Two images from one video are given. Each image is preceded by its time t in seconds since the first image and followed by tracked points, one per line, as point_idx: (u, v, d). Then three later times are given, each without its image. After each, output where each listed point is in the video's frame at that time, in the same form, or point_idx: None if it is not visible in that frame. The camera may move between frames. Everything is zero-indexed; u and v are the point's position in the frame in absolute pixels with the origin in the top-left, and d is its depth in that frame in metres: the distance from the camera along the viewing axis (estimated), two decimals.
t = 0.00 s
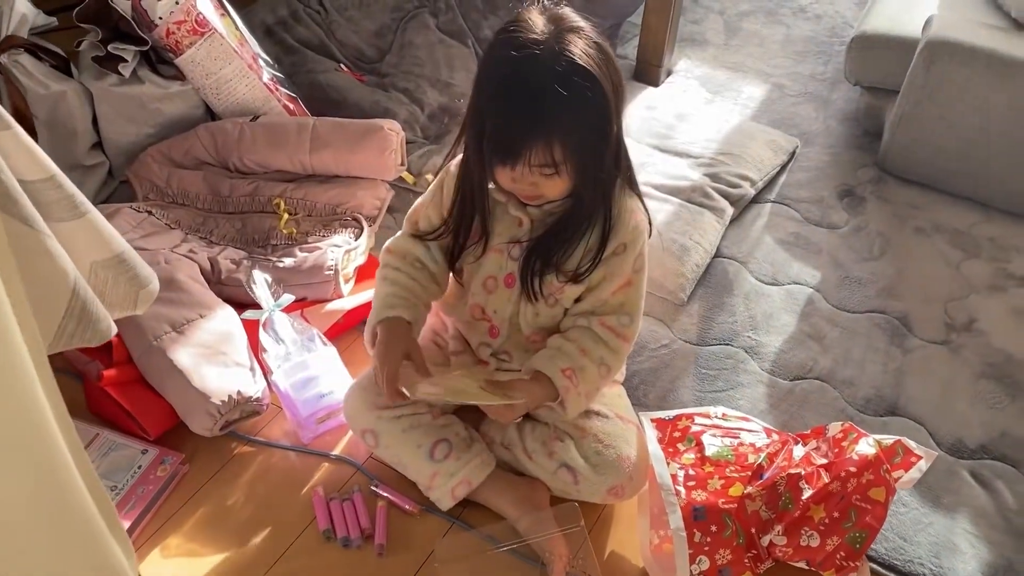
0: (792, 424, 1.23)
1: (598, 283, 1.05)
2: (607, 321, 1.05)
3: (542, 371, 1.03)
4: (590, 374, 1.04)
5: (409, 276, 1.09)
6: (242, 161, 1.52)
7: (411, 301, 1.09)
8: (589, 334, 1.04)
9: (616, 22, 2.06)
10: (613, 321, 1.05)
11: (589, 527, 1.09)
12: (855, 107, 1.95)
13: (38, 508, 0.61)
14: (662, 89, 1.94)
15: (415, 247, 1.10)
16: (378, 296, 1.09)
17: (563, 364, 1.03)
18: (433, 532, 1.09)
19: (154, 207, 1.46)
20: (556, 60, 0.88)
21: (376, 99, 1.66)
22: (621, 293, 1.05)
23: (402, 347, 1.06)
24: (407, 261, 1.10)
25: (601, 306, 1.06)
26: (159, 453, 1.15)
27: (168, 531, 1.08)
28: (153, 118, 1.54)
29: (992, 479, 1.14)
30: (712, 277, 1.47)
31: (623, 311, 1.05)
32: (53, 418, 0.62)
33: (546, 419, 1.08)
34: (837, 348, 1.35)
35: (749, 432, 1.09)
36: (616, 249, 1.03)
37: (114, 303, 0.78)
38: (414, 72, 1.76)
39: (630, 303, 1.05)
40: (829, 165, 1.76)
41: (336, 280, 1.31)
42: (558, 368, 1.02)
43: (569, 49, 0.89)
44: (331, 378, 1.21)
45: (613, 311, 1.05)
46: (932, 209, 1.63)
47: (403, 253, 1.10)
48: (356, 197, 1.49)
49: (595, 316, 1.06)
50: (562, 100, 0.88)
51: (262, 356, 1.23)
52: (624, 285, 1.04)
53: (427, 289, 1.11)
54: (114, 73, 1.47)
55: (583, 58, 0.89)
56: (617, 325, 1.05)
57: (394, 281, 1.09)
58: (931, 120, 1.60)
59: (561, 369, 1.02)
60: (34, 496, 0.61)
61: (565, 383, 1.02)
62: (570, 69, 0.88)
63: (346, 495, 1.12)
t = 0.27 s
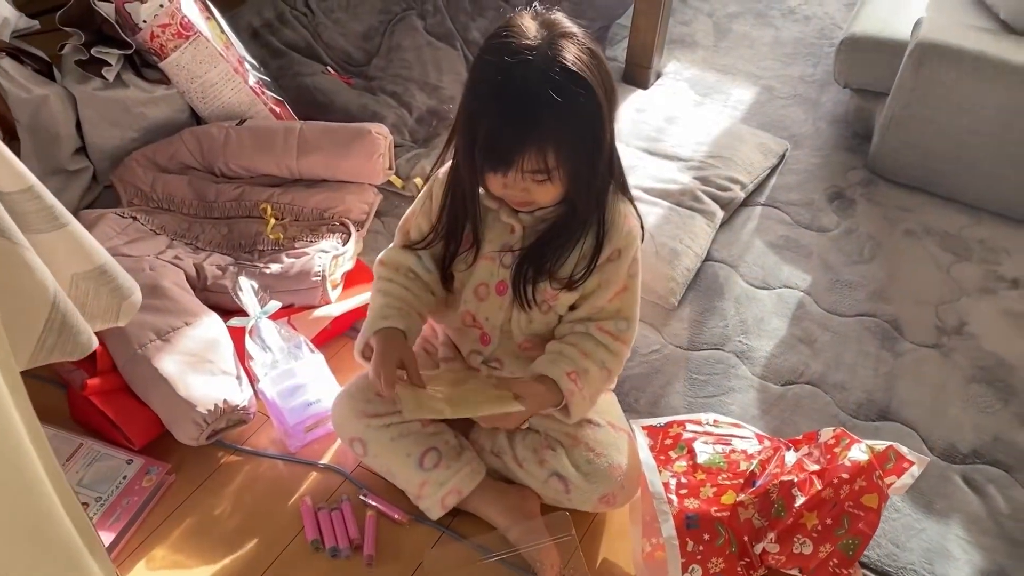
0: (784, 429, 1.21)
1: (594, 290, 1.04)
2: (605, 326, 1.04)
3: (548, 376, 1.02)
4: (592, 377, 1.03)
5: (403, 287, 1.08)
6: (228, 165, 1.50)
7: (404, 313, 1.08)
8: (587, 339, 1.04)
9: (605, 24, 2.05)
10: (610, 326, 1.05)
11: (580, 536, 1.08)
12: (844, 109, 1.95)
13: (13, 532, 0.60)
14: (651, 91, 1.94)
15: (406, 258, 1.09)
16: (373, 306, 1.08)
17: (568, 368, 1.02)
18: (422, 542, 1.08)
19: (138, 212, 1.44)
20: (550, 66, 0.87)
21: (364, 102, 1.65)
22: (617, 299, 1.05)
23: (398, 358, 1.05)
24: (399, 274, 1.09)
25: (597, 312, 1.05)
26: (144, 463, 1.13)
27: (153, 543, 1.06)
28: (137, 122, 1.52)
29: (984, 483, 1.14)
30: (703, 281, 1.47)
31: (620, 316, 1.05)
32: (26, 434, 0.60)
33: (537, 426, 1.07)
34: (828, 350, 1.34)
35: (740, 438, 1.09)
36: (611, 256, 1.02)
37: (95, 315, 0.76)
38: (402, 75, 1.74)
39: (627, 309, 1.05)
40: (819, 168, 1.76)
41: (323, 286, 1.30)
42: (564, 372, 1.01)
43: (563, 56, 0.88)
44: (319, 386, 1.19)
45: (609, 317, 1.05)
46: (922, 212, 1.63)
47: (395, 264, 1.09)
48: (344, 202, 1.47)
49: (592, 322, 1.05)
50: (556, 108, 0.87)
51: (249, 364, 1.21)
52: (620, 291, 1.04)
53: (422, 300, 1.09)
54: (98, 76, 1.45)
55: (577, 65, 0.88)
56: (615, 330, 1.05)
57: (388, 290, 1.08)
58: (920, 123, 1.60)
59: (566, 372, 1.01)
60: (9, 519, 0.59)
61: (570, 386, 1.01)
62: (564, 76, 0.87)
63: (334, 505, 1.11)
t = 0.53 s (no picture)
0: (787, 430, 1.21)
1: (596, 295, 1.03)
2: (608, 330, 1.03)
3: (558, 387, 1.01)
4: (599, 384, 1.02)
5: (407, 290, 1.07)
6: (219, 173, 1.48)
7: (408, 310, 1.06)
8: (590, 347, 1.03)
9: (594, 24, 2.04)
10: (613, 331, 1.04)
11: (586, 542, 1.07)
12: (835, 105, 1.95)
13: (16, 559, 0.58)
14: (642, 90, 1.93)
15: (405, 264, 1.08)
16: (378, 309, 1.07)
17: (574, 375, 1.01)
18: (428, 552, 1.06)
19: (128, 222, 1.41)
20: (538, 66, 0.86)
21: (355, 106, 1.63)
22: (618, 304, 1.03)
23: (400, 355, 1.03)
24: (401, 278, 1.08)
25: (599, 318, 1.04)
26: (143, 480, 1.11)
27: (154, 560, 1.04)
28: (125, 131, 1.49)
29: (988, 479, 1.14)
30: (701, 280, 1.46)
31: (621, 322, 1.04)
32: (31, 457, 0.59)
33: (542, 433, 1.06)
34: (828, 349, 1.34)
35: (746, 440, 1.08)
36: (610, 260, 1.01)
37: (95, 335, 0.73)
38: (392, 78, 1.72)
39: (628, 314, 1.04)
40: (812, 165, 1.75)
41: (320, 294, 1.28)
42: (571, 381, 1.00)
43: (551, 56, 0.86)
44: (319, 397, 1.17)
45: (612, 323, 1.04)
46: (916, 207, 1.63)
47: (397, 268, 1.08)
48: (337, 208, 1.45)
49: (595, 328, 1.04)
50: (543, 109, 0.86)
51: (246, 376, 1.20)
52: (621, 296, 1.03)
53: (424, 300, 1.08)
54: (84, 86, 1.43)
55: (565, 66, 0.87)
56: (618, 335, 1.04)
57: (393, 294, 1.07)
58: (913, 118, 1.60)
59: (573, 380, 1.00)
60: (13, 545, 0.58)
61: (579, 394, 1.00)
62: (552, 77, 0.86)
63: (337, 518, 1.09)
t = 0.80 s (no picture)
0: (790, 418, 1.23)
1: (595, 292, 1.02)
2: (607, 330, 1.03)
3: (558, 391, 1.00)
4: (602, 384, 1.02)
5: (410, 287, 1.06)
6: (207, 180, 1.46)
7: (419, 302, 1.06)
8: (590, 347, 1.02)
9: (578, 15, 2.02)
10: (612, 330, 1.03)
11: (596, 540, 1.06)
12: (821, 90, 1.95)
13: None
14: (628, 81, 1.92)
15: (403, 266, 1.07)
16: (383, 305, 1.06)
17: (576, 380, 1.00)
18: (438, 556, 1.06)
19: (116, 232, 1.39)
20: (522, 60, 0.84)
21: (341, 107, 1.61)
22: (617, 302, 1.03)
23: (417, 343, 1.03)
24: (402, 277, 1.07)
25: (598, 316, 1.04)
26: (145, 494, 1.09)
27: None
28: (108, 139, 1.47)
29: (992, 460, 1.15)
30: (697, 271, 1.46)
31: (621, 319, 1.04)
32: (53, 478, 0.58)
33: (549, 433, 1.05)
34: (828, 337, 1.35)
35: (753, 431, 1.08)
36: (607, 257, 1.00)
37: (101, 354, 0.71)
38: (377, 77, 1.71)
39: (627, 311, 1.04)
40: (801, 151, 1.76)
41: (316, 299, 1.27)
42: (572, 385, 1.00)
43: (535, 49, 0.85)
44: (321, 403, 1.16)
45: (611, 321, 1.04)
46: (907, 190, 1.64)
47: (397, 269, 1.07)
48: (329, 211, 1.43)
49: (594, 327, 1.04)
50: (530, 103, 0.85)
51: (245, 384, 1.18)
52: (619, 293, 1.03)
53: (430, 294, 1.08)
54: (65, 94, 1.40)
55: (550, 58, 0.85)
56: (617, 333, 1.03)
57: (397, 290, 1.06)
58: (900, 101, 1.61)
59: (576, 385, 1.00)
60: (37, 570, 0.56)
61: (582, 398, 0.99)
62: (537, 70, 0.84)
63: (344, 525, 1.08)
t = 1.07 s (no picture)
0: (792, 396, 1.21)
1: (592, 274, 1.00)
2: (606, 313, 1.00)
3: (559, 378, 0.99)
4: (604, 369, 1.00)
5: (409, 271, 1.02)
6: (188, 168, 1.42)
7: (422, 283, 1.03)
8: (590, 332, 1.00)
9: None
10: (611, 313, 1.01)
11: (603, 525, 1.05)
12: (810, 63, 1.93)
13: None
14: (615, 57, 1.88)
15: (395, 251, 1.03)
16: (381, 289, 1.03)
17: (577, 367, 0.98)
18: (441, 546, 1.03)
19: (96, 224, 1.35)
20: (505, 32, 0.81)
21: (324, 89, 1.57)
22: (616, 283, 1.00)
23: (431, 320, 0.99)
24: (398, 261, 1.03)
25: (596, 298, 1.01)
26: (136, 493, 1.06)
27: None
28: (84, 128, 1.42)
29: (997, 431, 1.14)
30: (692, 249, 1.44)
31: (620, 300, 1.01)
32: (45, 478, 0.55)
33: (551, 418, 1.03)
34: (826, 312, 1.33)
35: (758, 409, 1.06)
36: (604, 238, 0.98)
37: (89, 350, 0.67)
38: (360, 57, 1.66)
39: (626, 292, 1.01)
40: (793, 125, 1.73)
41: (306, 287, 1.23)
42: (574, 372, 0.98)
43: (518, 20, 0.81)
44: (314, 395, 1.13)
45: (609, 303, 1.01)
46: (900, 161, 1.62)
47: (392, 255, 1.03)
48: (315, 196, 1.39)
49: (593, 309, 1.01)
50: (516, 78, 0.81)
51: (235, 377, 1.15)
52: (618, 275, 1.00)
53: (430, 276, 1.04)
54: (37, 82, 1.35)
55: (533, 29, 0.81)
56: (617, 316, 1.00)
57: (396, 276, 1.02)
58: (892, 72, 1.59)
59: (577, 371, 0.98)
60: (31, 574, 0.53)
61: (585, 385, 0.97)
62: (521, 42, 0.80)
63: (343, 518, 1.06)
